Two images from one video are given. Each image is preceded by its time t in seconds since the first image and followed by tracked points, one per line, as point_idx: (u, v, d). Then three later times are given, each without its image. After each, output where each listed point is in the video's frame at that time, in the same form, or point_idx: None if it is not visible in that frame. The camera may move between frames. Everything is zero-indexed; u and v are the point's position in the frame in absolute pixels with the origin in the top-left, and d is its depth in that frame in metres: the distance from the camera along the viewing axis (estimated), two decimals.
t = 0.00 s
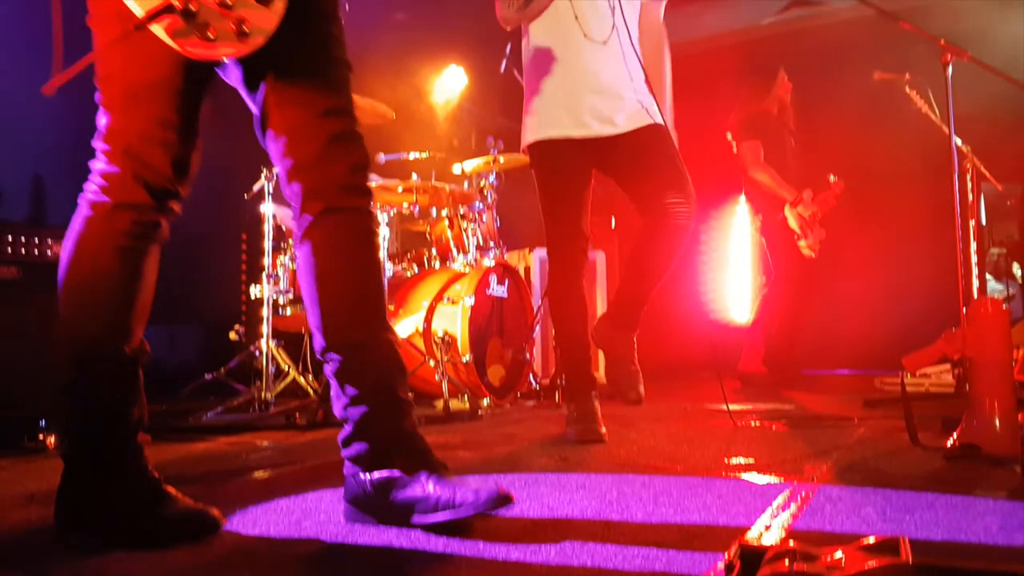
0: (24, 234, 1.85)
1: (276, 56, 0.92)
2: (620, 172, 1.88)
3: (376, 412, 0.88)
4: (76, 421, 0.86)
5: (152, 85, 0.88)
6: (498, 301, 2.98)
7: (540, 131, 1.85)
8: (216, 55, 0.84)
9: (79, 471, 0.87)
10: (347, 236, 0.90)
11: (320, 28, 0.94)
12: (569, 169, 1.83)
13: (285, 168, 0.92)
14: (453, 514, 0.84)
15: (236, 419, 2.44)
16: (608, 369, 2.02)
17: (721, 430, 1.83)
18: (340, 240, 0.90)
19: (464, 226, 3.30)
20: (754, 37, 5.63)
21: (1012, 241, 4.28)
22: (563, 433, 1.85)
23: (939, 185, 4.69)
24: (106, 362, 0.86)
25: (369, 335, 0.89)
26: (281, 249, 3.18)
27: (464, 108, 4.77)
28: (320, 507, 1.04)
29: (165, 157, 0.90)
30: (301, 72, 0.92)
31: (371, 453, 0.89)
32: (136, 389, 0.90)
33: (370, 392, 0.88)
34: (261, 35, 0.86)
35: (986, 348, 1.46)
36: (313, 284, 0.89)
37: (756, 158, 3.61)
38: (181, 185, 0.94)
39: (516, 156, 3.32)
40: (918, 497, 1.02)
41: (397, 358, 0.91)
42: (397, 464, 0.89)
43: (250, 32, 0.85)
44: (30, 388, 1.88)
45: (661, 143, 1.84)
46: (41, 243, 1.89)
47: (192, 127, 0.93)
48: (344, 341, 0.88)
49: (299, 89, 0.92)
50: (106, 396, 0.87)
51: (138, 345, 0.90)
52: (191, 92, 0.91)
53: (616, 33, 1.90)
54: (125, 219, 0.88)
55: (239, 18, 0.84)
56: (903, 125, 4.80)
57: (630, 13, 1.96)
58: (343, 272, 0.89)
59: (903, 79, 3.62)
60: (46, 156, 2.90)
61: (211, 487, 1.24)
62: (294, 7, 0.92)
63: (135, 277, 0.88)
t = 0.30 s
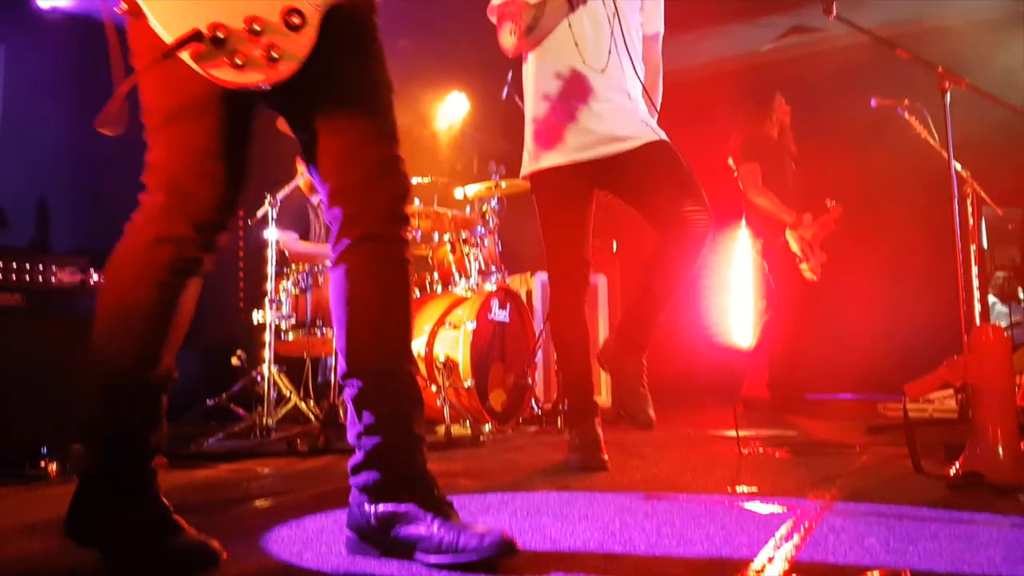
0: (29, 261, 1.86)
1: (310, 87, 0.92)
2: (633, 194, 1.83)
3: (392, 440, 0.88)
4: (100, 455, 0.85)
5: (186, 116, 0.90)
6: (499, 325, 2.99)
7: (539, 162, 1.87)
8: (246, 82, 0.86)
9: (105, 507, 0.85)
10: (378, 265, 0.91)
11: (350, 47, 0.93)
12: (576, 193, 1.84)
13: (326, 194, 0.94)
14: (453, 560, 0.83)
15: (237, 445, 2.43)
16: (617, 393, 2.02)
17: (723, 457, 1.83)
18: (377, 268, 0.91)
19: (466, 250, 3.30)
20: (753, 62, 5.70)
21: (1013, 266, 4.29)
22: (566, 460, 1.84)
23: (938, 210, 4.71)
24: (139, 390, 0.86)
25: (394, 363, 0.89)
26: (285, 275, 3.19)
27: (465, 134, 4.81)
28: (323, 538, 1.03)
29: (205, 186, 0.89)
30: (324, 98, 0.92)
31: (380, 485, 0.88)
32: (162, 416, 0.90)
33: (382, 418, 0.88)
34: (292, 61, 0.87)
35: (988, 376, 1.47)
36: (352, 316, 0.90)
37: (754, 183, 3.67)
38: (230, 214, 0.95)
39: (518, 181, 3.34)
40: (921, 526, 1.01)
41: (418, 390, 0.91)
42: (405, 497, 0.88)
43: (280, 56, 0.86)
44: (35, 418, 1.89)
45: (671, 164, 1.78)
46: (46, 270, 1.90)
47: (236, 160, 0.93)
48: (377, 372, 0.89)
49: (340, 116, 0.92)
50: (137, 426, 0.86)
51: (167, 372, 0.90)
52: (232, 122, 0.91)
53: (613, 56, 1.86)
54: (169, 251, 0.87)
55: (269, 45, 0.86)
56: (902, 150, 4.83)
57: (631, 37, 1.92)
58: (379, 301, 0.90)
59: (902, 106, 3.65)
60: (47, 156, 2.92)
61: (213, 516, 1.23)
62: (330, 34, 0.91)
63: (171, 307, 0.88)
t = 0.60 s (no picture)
0: (32, 280, 1.88)
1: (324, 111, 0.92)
2: (640, 210, 1.82)
3: (391, 467, 0.88)
4: (112, 473, 0.79)
5: (199, 122, 0.85)
6: (501, 342, 3.00)
7: (542, 179, 1.89)
8: (266, 87, 0.81)
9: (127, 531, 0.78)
10: (385, 285, 0.91)
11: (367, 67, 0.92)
12: (581, 212, 1.88)
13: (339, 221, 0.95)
14: None
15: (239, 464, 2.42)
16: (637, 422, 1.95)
17: (728, 476, 1.82)
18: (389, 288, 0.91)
19: (468, 267, 3.30)
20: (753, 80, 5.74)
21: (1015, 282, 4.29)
22: (569, 480, 1.83)
23: (939, 226, 4.71)
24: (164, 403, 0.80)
25: (398, 382, 0.89)
26: (288, 293, 3.20)
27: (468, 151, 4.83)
28: (326, 561, 1.02)
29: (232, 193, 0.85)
30: (330, 127, 0.92)
31: (383, 510, 0.88)
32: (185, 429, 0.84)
33: (380, 445, 0.88)
34: (315, 65, 0.82)
35: (991, 395, 1.47)
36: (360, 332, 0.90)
37: (761, 201, 3.68)
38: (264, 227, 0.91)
39: (520, 199, 3.35)
40: (926, 548, 1.01)
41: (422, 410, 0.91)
42: (407, 523, 0.88)
43: (301, 59, 0.81)
44: (36, 436, 1.86)
45: (682, 177, 1.77)
46: (48, 289, 1.90)
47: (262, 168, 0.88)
48: (381, 393, 0.89)
49: (354, 137, 0.92)
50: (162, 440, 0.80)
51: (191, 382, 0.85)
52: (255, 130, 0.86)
53: (615, 73, 1.85)
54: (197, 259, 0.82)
55: (289, 47, 0.81)
56: (902, 167, 4.85)
57: (635, 53, 1.92)
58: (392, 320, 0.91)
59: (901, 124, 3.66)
60: (45, 157, 3.02)
61: (216, 537, 1.23)
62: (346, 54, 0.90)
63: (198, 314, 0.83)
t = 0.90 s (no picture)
0: (36, 300, 1.89)
1: (340, 123, 0.94)
2: (643, 231, 1.83)
3: (392, 485, 0.87)
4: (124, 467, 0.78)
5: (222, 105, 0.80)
6: (503, 361, 2.99)
7: (547, 198, 1.90)
8: (272, 70, 0.75)
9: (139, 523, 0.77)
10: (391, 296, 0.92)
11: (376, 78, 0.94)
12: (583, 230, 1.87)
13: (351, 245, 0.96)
14: None
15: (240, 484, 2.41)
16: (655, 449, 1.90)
17: (732, 496, 1.81)
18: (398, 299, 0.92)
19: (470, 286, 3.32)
20: (753, 99, 5.78)
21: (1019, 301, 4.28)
22: (573, 500, 1.82)
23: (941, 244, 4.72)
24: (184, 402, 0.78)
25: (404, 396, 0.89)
26: (290, 311, 3.21)
27: (470, 171, 4.86)
28: None
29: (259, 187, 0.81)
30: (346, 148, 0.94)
31: (381, 534, 0.86)
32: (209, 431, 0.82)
33: (381, 462, 0.87)
34: (325, 48, 0.77)
35: (995, 415, 1.47)
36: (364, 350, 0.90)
37: (766, 220, 3.68)
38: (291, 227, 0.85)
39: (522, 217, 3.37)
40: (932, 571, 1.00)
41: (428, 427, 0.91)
42: (408, 548, 0.85)
43: (309, 41, 0.76)
44: (35, 453, 1.84)
45: (684, 196, 1.78)
46: (52, 308, 1.91)
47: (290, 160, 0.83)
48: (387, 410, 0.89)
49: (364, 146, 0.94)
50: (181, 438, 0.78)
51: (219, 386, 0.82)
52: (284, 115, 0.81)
53: (620, 92, 1.85)
54: (218, 256, 0.79)
55: (297, 30, 0.76)
56: (903, 185, 4.87)
57: (638, 71, 1.92)
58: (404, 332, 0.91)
59: (902, 143, 3.68)
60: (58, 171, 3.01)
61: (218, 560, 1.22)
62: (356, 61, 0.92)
63: (227, 318, 0.79)
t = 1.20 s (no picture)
0: (40, 319, 1.88)
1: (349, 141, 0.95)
2: (648, 250, 1.84)
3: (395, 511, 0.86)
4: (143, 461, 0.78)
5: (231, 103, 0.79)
6: (506, 380, 2.99)
7: (554, 216, 1.90)
8: (266, 59, 0.75)
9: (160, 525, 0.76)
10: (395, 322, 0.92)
11: (378, 90, 0.95)
12: (585, 248, 1.86)
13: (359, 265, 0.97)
14: None
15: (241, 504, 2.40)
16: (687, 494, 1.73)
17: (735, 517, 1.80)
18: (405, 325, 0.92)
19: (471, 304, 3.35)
20: (754, 119, 5.81)
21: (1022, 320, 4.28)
22: (576, 521, 1.81)
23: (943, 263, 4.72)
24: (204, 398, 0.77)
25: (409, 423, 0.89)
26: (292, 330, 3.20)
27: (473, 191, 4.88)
28: None
29: (270, 179, 0.80)
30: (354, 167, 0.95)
31: (383, 558, 0.86)
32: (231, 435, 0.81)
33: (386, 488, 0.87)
34: (320, 34, 0.76)
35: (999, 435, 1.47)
36: (367, 378, 0.90)
37: (765, 238, 3.68)
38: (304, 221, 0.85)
39: (524, 236, 3.38)
40: None
41: (432, 456, 0.91)
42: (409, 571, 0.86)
43: (305, 28, 0.75)
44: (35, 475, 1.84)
45: (684, 218, 1.81)
46: (56, 328, 1.92)
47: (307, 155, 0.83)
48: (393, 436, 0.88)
49: (368, 166, 0.94)
50: (197, 429, 0.77)
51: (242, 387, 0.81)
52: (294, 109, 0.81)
53: (626, 112, 1.87)
54: (215, 246, 0.79)
55: (292, 16, 0.76)
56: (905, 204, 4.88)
57: (642, 90, 1.94)
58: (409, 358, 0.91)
59: (903, 162, 3.70)
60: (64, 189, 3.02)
61: None
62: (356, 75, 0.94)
63: (241, 310, 0.79)
